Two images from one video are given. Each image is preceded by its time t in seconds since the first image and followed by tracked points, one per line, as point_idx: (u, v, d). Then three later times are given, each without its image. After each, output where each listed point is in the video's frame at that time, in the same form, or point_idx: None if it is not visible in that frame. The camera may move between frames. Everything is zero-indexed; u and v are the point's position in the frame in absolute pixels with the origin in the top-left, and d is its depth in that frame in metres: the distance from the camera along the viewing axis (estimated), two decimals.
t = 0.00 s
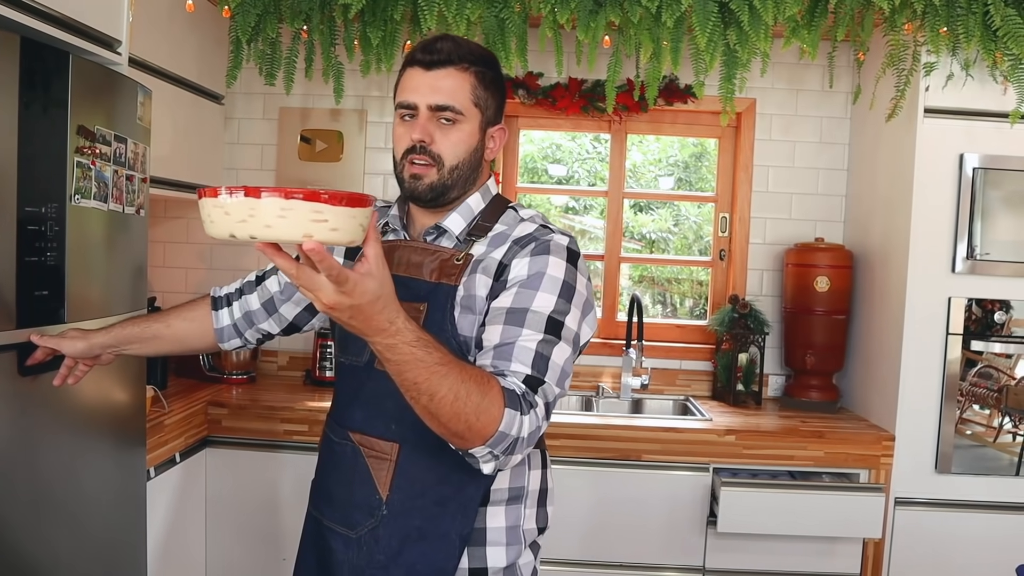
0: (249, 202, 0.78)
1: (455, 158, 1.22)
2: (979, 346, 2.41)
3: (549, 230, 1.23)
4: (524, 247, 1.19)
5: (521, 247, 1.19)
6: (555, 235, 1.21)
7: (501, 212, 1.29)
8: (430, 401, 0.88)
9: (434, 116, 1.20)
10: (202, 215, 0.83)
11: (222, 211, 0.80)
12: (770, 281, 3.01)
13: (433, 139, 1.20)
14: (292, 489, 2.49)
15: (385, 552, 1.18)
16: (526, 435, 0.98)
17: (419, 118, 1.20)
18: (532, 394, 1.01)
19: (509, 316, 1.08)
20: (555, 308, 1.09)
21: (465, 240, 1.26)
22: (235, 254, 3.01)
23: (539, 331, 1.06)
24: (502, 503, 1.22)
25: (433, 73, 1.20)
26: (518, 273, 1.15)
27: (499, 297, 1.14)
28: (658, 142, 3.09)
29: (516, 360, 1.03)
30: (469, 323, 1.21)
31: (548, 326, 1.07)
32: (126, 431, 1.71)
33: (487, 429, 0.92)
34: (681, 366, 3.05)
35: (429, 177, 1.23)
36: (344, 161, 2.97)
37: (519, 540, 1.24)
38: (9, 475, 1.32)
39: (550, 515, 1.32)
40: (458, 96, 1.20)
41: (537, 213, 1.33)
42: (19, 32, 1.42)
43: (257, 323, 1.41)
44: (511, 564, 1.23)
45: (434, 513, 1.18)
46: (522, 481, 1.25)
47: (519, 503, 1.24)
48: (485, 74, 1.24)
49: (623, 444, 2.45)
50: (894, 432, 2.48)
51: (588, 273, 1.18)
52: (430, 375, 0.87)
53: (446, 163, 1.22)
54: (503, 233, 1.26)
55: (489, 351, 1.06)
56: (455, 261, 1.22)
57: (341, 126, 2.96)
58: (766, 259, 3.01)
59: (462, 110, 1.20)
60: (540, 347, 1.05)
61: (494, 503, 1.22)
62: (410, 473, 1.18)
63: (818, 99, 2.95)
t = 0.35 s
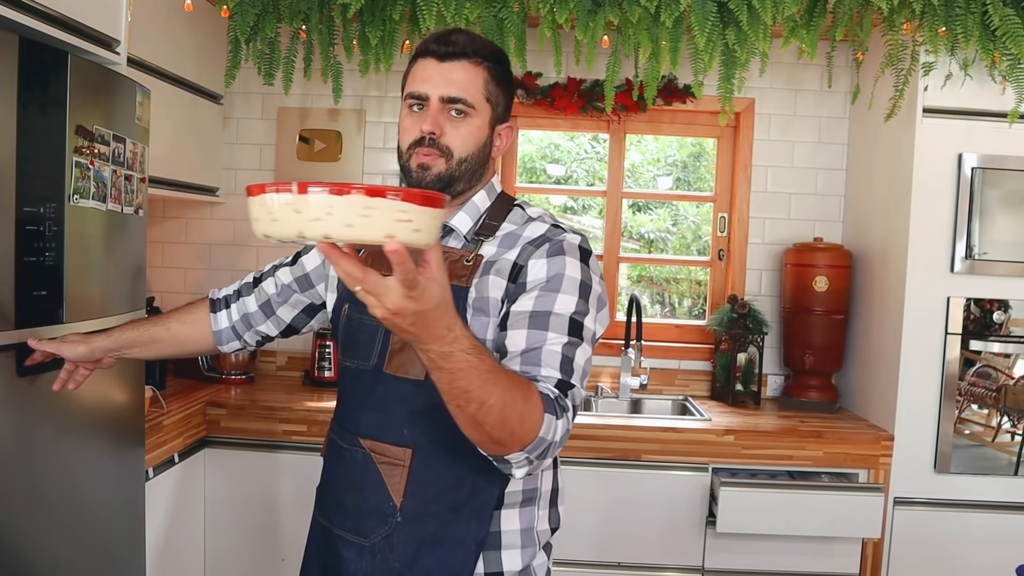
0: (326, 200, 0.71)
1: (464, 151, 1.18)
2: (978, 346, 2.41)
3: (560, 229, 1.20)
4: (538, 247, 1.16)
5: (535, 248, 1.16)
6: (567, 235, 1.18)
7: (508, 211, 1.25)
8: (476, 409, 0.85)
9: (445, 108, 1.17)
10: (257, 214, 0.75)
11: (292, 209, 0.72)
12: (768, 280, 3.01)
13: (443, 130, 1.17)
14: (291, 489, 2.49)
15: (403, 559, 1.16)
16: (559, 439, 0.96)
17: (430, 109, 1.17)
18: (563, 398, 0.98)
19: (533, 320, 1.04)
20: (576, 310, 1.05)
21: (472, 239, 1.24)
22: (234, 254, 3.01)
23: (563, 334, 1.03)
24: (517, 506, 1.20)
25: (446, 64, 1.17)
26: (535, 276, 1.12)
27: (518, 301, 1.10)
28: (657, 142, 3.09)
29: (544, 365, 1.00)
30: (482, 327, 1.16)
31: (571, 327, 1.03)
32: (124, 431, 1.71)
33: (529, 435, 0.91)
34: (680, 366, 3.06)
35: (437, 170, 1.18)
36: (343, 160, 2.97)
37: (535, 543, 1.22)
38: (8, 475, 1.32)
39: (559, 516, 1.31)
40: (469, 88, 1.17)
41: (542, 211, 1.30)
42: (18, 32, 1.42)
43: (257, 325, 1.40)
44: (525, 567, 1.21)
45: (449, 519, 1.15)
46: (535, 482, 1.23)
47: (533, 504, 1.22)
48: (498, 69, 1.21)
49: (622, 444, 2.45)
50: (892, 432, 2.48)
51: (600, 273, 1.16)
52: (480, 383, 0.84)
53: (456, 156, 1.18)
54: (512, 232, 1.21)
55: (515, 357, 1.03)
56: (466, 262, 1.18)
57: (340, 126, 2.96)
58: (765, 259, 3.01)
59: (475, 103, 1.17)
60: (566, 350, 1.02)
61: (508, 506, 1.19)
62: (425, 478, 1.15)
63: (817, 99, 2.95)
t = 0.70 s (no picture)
0: (440, 204, 0.68)
1: (469, 156, 1.17)
2: (976, 346, 2.41)
3: (575, 231, 1.19)
4: (555, 249, 1.14)
5: (553, 249, 1.14)
6: (582, 236, 1.17)
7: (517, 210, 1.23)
8: (527, 413, 0.84)
9: (451, 112, 1.16)
10: (341, 219, 0.71)
11: (393, 215, 0.68)
12: (767, 281, 3.01)
13: (449, 136, 1.16)
14: (291, 489, 2.49)
15: (422, 562, 1.16)
16: (587, 439, 0.96)
17: (435, 113, 1.16)
18: (592, 400, 0.98)
19: (560, 322, 1.04)
20: (598, 310, 1.05)
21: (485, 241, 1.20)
22: (232, 254, 3.01)
23: (590, 336, 1.02)
24: (530, 508, 1.20)
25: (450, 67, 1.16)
26: (556, 278, 1.10)
27: (539, 304, 1.09)
28: (656, 142, 3.09)
29: (575, 366, 1.00)
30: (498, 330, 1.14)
31: (596, 329, 1.03)
32: (122, 432, 1.71)
33: (571, 439, 0.92)
34: (678, 367, 3.06)
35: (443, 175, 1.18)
36: (341, 161, 2.97)
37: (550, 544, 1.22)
38: (6, 476, 1.32)
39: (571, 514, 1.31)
40: (475, 93, 1.16)
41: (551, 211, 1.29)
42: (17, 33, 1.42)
43: (255, 324, 1.40)
44: (541, 568, 1.21)
45: (466, 522, 1.15)
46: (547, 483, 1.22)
47: (546, 506, 1.22)
48: (503, 70, 1.20)
49: (620, 444, 2.45)
50: (890, 433, 2.49)
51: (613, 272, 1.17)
52: (537, 389, 0.83)
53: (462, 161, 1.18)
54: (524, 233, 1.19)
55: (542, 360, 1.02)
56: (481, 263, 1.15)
57: (338, 126, 2.96)
58: (763, 260, 3.01)
59: (480, 107, 1.17)
60: (594, 351, 1.01)
61: (522, 508, 1.19)
62: (441, 481, 1.15)
63: (815, 100, 2.96)
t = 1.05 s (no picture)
0: (490, 211, 0.66)
1: (475, 158, 1.17)
2: (973, 346, 2.42)
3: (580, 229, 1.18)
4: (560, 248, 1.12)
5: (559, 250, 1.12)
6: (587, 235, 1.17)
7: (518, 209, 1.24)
8: (551, 416, 0.86)
9: (453, 115, 1.15)
10: (387, 223, 0.68)
11: (444, 223, 0.66)
12: (765, 281, 3.02)
13: (453, 139, 1.15)
14: (291, 489, 2.49)
15: (434, 566, 1.16)
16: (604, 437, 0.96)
17: (437, 117, 1.15)
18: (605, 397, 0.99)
19: (571, 323, 1.04)
20: (607, 309, 1.06)
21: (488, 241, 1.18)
22: (230, 254, 3.01)
23: (601, 335, 1.03)
24: (539, 509, 1.20)
25: (451, 69, 1.15)
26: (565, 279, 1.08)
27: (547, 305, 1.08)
28: (654, 142, 3.09)
29: (589, 365, 1.01)
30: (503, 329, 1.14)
31: (606, 327, 1.04)
32: (120, 432, 1.71)
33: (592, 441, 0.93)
34: (676, 366, 3.06)
35: (448, 178, 1.18)
36: (338, 161, 2.98)
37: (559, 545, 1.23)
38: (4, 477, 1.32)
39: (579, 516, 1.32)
40: (476, 94, 1.15)
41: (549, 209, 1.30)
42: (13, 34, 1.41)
43: (253, 324, 1.40)
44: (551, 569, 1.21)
45: (477, 524, 1.15)
46: (556, 485, 1.22)
47: (555, 507, 1.23)
48: (503, 69, 1.19)
49: (618, 444, 2.45)
50: (888, 432, 2.49)
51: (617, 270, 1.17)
52: (563, 392, 0.84)
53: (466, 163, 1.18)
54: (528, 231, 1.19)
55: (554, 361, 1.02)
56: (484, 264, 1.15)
57: (336, 126, 2.96)
58: (761, 259, 3.02)
59: (483, 109, 1.16)
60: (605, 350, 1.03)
61: (531, 510, 1.19)
62: (450, 484, 1.15)
63: (813, 100, 2.96)
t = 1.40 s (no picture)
0: (458, 220, 0.67)
1: (460, 155, 1.15)
2: (975, 345, 2.41)
3: (577, 228, 1.18)
4: (557, 247, 1.12)
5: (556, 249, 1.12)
6: (585, 233, 1.17)
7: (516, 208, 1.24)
8: (546, 423, 0.85)
9: (434, 113, 1.13)
10: (353, 235, 0.71)
11: (409, 232, 0.68)
12: (765, 280, 3.01)
13: (436, 138, 1.13)
14: (292, 491, 2.49)
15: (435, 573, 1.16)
16: (604, 441, 0.95)
17: (418, 117, 1.13)
18: (606, 400, 0.98)
19: (569, 324, 1.03)
20: (606, 308, 1.06)
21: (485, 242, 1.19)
22: (231, 254, 3.01)
23: (600, 335, 1.03)
24: (543, 515, 1.20)
25: (428, 67, 1.13)
26: (561, 278, 1.09)
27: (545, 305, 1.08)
28: (655, 142, 3.09)
29: (588, 367, 0.99)
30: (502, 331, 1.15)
31: (605, 326, 1.04)
32: (120, 433, 1.71)
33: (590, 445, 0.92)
34: (677, 366, 3.06)
35: (435, 178, 1.16)
36: (338, 162, 2.98)
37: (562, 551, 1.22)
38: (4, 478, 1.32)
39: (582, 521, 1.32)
40: (457, 90, 1.13)
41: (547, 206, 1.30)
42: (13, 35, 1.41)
43: (252, 328, 1.40)
44: None
45: (478, 531, 1.15)
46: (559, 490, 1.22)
47: (560, 513, 1.22)
48: (482, 63, 1.17)
49: (619, 444, 2.45)
50: (889, 432, 2.49)
51: (617, 265, 1.17)
52: (554, 399, 0.83)
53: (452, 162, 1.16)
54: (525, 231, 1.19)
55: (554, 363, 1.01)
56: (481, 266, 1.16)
57: (336, 126, 2.96)
58: (762, 259, 3.01)
59: (464, 104, 1.14)
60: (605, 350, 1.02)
61: (534, 516, 1.19)
62: (449, 490, 1.15)
63: (813, 99, 2.96)
